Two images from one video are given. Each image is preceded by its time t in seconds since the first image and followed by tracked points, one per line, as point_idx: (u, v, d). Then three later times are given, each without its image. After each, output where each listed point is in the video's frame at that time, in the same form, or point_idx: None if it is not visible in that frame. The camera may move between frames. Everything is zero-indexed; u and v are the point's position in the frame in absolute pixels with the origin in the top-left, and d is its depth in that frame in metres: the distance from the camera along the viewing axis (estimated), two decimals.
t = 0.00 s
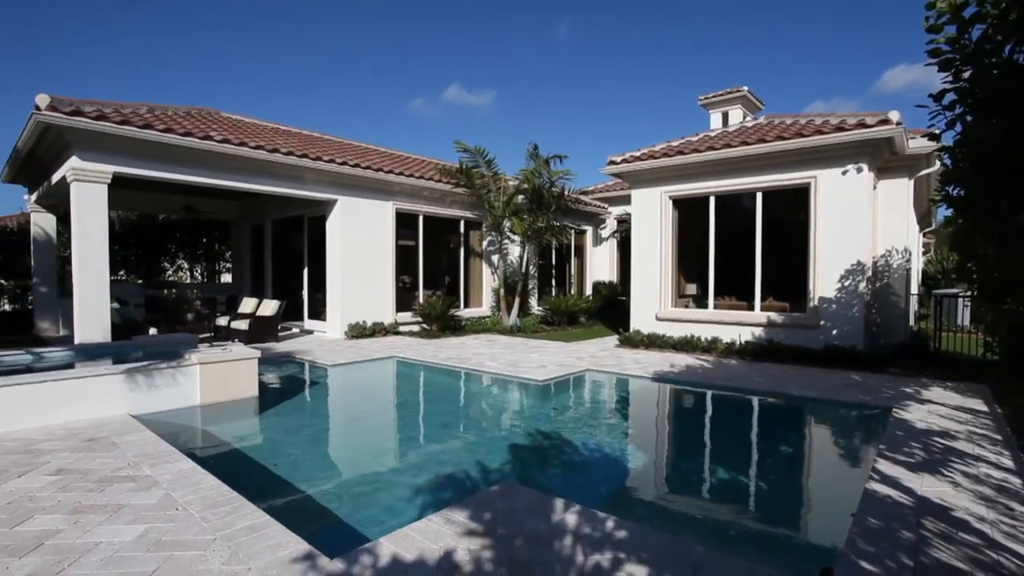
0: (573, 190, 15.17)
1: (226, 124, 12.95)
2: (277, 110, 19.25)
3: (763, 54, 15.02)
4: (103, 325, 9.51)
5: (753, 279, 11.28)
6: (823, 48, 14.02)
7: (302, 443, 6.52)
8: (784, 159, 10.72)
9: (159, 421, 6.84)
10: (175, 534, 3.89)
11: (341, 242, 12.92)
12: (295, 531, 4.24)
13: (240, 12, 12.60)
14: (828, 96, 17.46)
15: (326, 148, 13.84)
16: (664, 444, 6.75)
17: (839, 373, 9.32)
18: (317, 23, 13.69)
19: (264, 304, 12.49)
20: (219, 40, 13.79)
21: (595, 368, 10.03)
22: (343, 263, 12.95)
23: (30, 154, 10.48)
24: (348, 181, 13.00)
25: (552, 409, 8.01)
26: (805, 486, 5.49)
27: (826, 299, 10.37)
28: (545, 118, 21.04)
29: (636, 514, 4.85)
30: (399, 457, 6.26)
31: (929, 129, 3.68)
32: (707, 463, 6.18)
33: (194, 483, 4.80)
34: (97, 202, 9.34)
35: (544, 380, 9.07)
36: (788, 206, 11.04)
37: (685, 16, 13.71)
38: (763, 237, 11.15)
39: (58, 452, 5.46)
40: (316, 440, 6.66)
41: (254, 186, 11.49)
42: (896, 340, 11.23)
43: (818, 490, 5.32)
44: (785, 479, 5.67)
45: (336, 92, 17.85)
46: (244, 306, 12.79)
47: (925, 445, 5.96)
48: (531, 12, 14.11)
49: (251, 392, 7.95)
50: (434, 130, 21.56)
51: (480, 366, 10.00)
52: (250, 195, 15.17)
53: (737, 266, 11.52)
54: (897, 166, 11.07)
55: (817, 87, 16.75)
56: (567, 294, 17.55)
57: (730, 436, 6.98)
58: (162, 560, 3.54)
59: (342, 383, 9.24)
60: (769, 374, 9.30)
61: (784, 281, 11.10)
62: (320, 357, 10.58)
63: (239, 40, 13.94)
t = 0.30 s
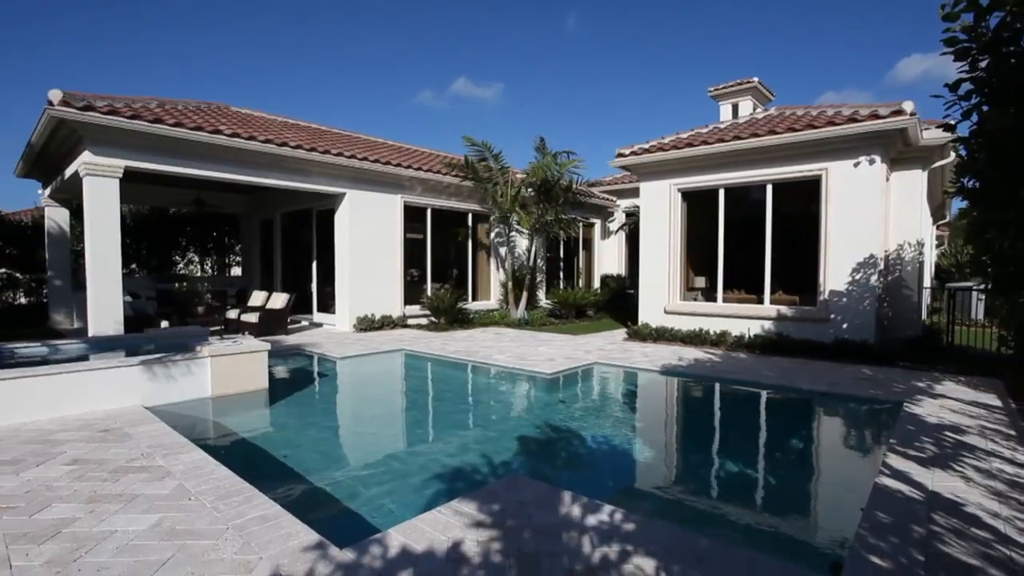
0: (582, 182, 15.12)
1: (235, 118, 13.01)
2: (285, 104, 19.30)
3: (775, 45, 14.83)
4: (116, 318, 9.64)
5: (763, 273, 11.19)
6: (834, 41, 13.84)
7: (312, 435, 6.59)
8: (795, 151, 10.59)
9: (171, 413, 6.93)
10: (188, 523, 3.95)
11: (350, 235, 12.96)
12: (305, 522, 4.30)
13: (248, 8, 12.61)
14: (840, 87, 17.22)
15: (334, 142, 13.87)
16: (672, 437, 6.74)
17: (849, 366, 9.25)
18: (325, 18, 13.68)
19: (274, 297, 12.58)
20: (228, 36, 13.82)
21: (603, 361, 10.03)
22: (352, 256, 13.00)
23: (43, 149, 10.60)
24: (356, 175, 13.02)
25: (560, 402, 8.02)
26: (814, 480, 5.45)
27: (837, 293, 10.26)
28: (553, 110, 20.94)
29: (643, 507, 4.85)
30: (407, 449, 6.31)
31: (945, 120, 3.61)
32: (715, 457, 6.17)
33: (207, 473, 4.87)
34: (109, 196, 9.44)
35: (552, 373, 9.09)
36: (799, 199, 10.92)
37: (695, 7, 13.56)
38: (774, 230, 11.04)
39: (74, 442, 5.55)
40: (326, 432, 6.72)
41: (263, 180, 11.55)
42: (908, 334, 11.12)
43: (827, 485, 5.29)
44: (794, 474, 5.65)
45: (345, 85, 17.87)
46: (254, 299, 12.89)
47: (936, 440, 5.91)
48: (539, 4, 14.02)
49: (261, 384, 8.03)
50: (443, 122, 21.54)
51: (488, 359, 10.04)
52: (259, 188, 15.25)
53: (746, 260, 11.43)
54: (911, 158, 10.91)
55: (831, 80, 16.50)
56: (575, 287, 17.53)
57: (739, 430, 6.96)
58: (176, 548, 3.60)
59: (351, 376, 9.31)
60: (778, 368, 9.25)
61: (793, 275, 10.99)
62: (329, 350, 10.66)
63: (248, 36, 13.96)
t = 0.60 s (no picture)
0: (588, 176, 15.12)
1: (243, 112, 13.05)
2: (294, 98, 19.34)
3: (785, 37, 14.63)
4: (127, 311, 9.76)
5: (771, 266, 11.10)
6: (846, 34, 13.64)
7: (319, 427, 6.65)
8: (805, 143, 10.46)
9: (182, 405, 7.02)
10: (199, 513, 4.02)
11: (357, 228, 13.01)
12: (313, 513, 4.35)
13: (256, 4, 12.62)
14: (851, 78, 17.00)
15: (341, 136, 13.90)
16: (679, 431, 6.73)
17: (859, 360, 9.17)
18: (333, 13, 13.66)
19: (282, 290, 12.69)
20: (236, 32, 13.82)
21: (610, 355, 10.02)
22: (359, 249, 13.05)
23: (55, 144, 10.71)
24: (363, 168, 13.04)
25: (567, 395, 8.02)
26: (822, 475, 5.43)
27: (847, 287, 10.16)
28: (561, 103, 20.86)
29: (649, 500, 4.85)
30: (413, 442, 6.34)
31: (959, 111, 3.55)
32: (721, 450, 6.16)
33: (217, 464, 4.95)
34: (119, 191, 9.53)
35: (559, 366, 9.11)
36: (809, 192, 10.80)
37: None
38: (783, 223, 10.94)
39: (87, 434, 5.65)
40: (334, 425, 6.78)
41: (272, 174, 11.60)
42: (919, 328, 11.02)
43: (834, 479, 5.27)
44: (800, 468, 5.62)
45: (352, 79, 17.86)
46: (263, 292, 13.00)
47: (947, 435, 5.84)
48: None
49: (270, 376, 8.11)
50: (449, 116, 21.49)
51: (495, 352, 10.07)
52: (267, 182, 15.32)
53: (754, 253, 11.35)
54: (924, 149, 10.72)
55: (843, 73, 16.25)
56: (582, 280, 17.51)
57: (746, 424, 6.93)
58: (188, 537, 3.66)
59: (359, 369, 9.37)
60: (786, 362, 9.20)
61: (803, 268, 10.88)
62: (337, 343, 10.74)
63: (255, 32, 13.96)
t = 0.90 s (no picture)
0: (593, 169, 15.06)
1: (249, 106, 13.07)
2: (299, 93, 19.34)
3: (793, 28, 14.44)
4: (136, 305, 9.86)
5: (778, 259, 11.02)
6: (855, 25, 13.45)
7: (325, 420, 6.70)
8: (814, 135, 10.34)
9: (190, 397, 7.09)
10: (208, 505, 4.07)
11: (363, 222, 13.03)
12: (319, 505, 4.40)
13: None
14: (860, 69, 16.77)
15: (347, 129, 13.90)
16: (684, 425, 6.72)
17: (866, 354, 9.11)
18: (339, 7, 13.62)
19: (288, 284, 12.75)
20: (241, 27, 13.82)
21: (615, 349, 10.00)
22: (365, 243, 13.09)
23: (64, 139, 10.79)
24: (369, 162, 13.05)
25: (571, 389, 8.03)
26: (828, 469, 5.40)
27: (854, 280, 10.07)
28: (566, 96, 20.75)
29: (653, 494, 4.86)
30: (418, 435, 6.37)
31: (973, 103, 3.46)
32: (727, 445, 6.13)
33: (224, 457, 5.00)
34: (127, 185, 9.60)
35: (564, 360, 9.11)
36: (817, 184, 10.69)
37: None
38: (790, 216, 10.84)
39: (97, 426, 5.72)
40: (339, 418, 6.82)
41: (278, 168, 11.62)
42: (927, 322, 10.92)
43: (841, 474, 5.24)
44: (807, 463, 5.60)
45: (357, 73, 17.84)
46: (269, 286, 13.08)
47: (955, 430, 5.80)
48: None
49: (276, 370, 8.17)
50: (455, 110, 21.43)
51: (500, 346, 10.09)
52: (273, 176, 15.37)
53: (761, 246, 11.27)
54: (936, 141, 10.56)
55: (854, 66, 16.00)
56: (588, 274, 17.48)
57: (752, 418, 6.91)
58: (197, 528, 3.71)
59: (364, 362, 9.42)
60: (792, 356, 9.15)
61: (810, 261, 10.81)
62: (343, 337, 10.80)
63: (261, 27, 13.95)
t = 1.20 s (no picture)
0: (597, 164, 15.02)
1: (252, 101, 13.06)
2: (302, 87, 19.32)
3: (800, 21, 14.31)
4: (141, 299, 9.92)
5: (783, 253, 10.97)
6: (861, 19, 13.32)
7: (329, 414, 6.73)
8: (820, 128, 10.27)
9: (195, 391, 7.14)
10: (213, 498, 4.10)
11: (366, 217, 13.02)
12: (324, 498, 4.43)
13: None
14: (867, 62, 16.62)
15: (350, 124, 13.89)
16: (688, 419, 6.72)
17: (871, 349, 9.08)
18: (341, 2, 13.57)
19: (292, 279, 12.79)
20: (243, 22, 13.78)
21: (619, 343, 9.99)
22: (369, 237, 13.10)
23: (68, 134, 10.82)
24: (373, 156, 13.05)
25: (575, 383, 8.04)
26: (833, 463, 5.40)
27: (860, 275, 10.01)
28: (570, 89, 20.64)
29: (656, 488, 4.87)
30: (422, 428, 6.40)
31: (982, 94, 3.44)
32: (730, 439, 6.14)
33: (230, 450, 5.03)
34: (132, 180, 9.62)
35: (568, 354, 9.12)
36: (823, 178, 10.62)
37: None
38: (795, 210, 10.78)
39: (104, 419, 5.77)
40: (344, 412, 6.86)
41: (282, 163, 11.62)
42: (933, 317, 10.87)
43: (846, 469, 5.22)
44: (810, 457, 5.59)
45: (360, 67, 17.80)
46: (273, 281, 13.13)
47: (960, 425, 5.77)
48: None
49: (281, 364, 8.21)
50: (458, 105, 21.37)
51: (504, 340, 10.10)
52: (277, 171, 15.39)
53: (766, 240, 11.23)
54: (944, 134, 10.46)
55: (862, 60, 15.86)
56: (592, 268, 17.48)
57: (756, 412, 6.90)
58: (203, 521, 3.74)
59: (368, 357, 9.45)
60: (797, 351, 9.13)
61: (814, 255, 10.86)
62: (346, 331, 10.83)
63: (263, 21, 13.92)
